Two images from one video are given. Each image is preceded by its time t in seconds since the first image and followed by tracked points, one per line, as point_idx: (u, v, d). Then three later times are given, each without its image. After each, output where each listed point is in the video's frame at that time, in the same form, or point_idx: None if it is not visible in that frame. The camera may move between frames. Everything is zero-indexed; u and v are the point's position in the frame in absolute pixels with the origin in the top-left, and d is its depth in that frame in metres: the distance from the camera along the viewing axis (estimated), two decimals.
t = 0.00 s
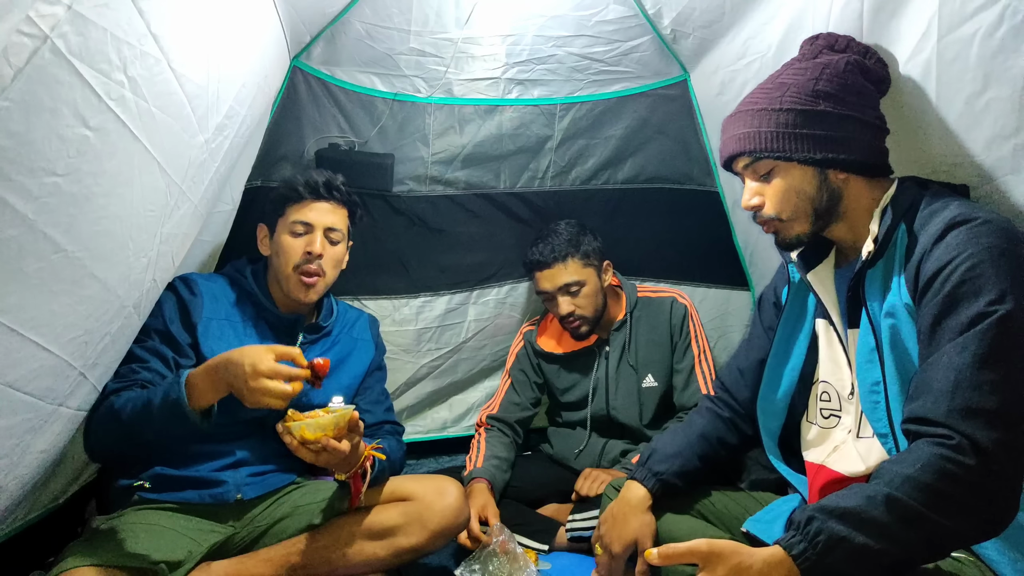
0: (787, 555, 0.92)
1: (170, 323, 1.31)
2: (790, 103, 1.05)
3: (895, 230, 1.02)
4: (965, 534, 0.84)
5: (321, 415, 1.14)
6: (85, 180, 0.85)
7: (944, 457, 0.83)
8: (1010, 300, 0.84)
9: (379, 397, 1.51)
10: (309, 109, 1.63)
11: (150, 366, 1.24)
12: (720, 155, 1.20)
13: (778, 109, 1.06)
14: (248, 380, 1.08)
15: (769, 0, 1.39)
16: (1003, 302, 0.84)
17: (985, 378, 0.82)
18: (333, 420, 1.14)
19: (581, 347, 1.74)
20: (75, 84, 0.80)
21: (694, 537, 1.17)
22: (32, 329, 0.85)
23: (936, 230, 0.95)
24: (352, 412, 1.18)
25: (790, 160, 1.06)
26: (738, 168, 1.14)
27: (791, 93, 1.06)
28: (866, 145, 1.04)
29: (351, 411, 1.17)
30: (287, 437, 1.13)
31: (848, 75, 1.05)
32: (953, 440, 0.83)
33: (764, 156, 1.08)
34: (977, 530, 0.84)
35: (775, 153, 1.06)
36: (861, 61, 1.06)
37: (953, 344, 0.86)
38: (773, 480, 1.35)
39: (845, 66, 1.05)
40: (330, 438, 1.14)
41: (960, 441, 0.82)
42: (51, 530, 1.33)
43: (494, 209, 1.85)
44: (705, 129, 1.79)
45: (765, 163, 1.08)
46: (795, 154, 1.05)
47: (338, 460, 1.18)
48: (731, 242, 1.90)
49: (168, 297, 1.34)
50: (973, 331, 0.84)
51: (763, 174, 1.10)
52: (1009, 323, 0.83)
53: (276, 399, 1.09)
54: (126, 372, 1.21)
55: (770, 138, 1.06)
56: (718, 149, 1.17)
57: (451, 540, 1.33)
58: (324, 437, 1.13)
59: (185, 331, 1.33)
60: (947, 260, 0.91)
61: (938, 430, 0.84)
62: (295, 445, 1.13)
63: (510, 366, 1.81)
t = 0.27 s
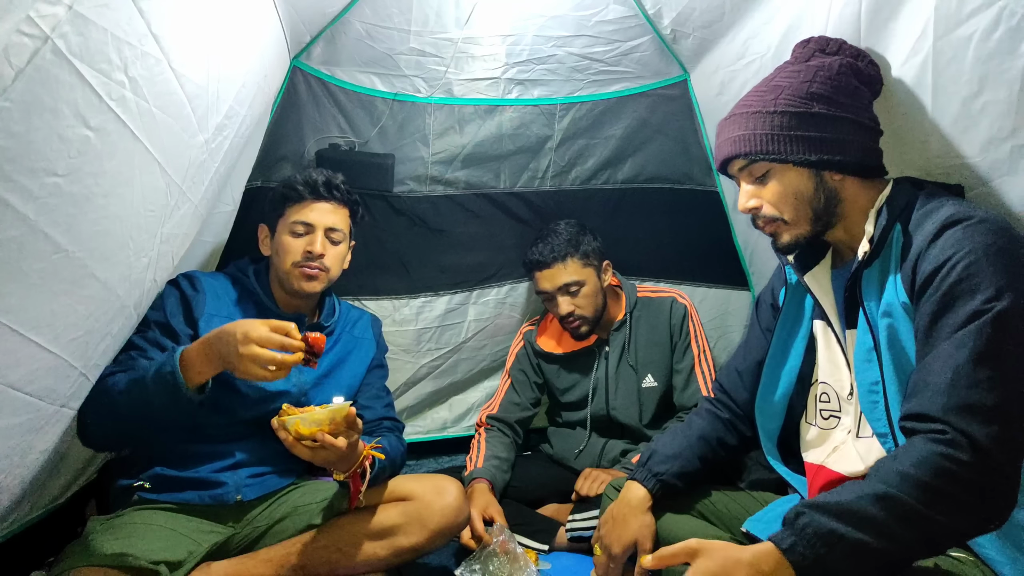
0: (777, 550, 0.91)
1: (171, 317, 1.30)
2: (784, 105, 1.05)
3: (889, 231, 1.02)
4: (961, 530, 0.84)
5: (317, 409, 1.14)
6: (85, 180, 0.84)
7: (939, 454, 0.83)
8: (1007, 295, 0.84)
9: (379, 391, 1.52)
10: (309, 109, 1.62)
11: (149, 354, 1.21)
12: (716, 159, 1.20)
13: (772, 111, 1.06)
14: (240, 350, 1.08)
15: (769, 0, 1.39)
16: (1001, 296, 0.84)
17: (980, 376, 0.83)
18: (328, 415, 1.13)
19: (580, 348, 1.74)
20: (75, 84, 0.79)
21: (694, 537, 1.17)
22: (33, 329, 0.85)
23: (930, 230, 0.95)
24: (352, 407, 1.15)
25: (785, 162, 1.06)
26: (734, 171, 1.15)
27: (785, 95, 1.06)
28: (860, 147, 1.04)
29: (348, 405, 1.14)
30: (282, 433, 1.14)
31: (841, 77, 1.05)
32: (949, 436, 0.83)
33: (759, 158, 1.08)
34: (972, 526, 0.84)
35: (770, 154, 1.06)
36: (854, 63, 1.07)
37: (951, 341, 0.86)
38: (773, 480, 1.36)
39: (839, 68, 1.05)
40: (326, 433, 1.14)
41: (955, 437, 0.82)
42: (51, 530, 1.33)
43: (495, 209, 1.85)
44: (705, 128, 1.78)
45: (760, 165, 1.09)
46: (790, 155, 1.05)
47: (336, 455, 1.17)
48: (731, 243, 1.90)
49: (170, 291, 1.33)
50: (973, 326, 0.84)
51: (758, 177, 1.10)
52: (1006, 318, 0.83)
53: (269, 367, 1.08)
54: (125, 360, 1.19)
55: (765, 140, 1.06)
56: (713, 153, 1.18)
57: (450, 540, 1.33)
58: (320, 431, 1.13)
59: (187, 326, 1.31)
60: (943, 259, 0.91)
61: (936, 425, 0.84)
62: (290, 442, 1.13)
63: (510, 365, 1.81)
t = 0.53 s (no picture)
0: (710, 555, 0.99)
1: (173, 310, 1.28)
2: (772, 110, 1.05)
3: (871, 235, 1.04)
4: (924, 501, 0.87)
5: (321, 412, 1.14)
6: (86, 180, 0.84)
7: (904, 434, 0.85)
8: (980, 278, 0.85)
9: (381, 390, 1.52)
10: (309, 109, 1.62)
11: (148, 344, 1.20)
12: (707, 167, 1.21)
13: (760, 118, 1.06)
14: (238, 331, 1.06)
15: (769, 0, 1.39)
16: (975, 278, 0.86)
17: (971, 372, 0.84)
18: (333, 417, 1.13)
19: (580, 348, 1.74)
20: (76, 84, 0.79)
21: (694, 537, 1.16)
22: (33, 329, 0.84)
23: (904, 232, 0.97)
24: (356, 410, 1.16)
25: (774, 166, 1.06)
26: (723, 179, 1.15)
27: (774, 100, 1.06)
28: (846, 148, 1.04)
29: (352, 408, 1.14)
30: (285, 433, 1.14)
31: (828, 82, 1.05)
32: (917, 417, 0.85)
33: (747, 164, 1.08)
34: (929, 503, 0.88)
35: (758, 160, 1.07)
36: (841, 67, 1.07)
37: (909, 337, 0.89)
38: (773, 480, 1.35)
39: (825, 73, 1.05)
40: (329, 435, 1.13)
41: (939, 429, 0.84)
42: (52, 530, 1.33)
43: (495, 209, 1.85)
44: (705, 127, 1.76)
45: (749, 171, 1.09)
46: (779, 160, 1.05)
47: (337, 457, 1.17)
48: (731, 244, 1.90)
49: (175, 288, 1.32)
50: (946, 307, 0.86)
51: (747, 183, 1.10)
52: (983, 300, 0.84)
53: (269, 345, 1.07)
54: (125, 350, 1.17)
55: (753, 146, 1.07)
56: (704, 161, 1.18)
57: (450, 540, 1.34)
58: (323, 433, 1.13)
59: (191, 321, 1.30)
60: (913, 261, 0.93)
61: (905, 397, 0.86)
62: (291, 442, 1.14)
63: (510, 365, 1.81)
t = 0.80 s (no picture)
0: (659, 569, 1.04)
1: (177, 312, 1.27)
2: (748, 119, 1.06)
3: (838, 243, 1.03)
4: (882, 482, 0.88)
5: (325, 421, 1.14)
6: (86, 180, 0.84)
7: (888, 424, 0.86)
8: (930, 278, 0.85)
9: (385, 392, 1.51)
10: (309, 109, 1.62)
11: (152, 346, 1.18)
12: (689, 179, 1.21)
13: (737, 127, 1.07)
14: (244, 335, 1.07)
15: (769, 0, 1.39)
16: (924, 281, 0.85)
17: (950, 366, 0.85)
18: (337, 426, 1.13)
19: (580, 348, 1.74)
20: (75, 84, 0.79)
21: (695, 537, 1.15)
22: (34, 329, 0.84)
23: (863, 241, 0.96)
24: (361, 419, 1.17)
25: (751, 174, 1.06)
26: (704, 188, 1.15)
27: (747, 111, 1.07)
28: (819, 155, 1.03)
29: (359, 419, 1.15)
30: (288, 441, 1.13)
31: (802, 91, 1.06)
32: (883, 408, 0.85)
33: (726, 171, 1.08)
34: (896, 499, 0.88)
35: (737, 168, 1.07)
36: (814, 78, 1.08)
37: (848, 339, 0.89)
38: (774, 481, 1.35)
39: (799, 83, 1.06)
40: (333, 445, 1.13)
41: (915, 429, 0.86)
42: (52, 530, 1.33)
43: (495, 209, 1.85)
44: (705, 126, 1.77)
45: (728, 179, 1.09)
46: (755, 168, 1.05)
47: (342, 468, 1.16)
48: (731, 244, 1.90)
49: (179, 288, 1.32)
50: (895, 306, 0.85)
51: (726, 191, 1.10)
52: (932, 300, 0.84)
53: (276, 352, 1.09)
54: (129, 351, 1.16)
55: (731, 155, 1.07)
56: (685, 172, 1.18)
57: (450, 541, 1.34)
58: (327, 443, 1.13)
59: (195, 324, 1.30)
60: (867, 266, 0.93)
61: (856, 381, 0.86)
62: (295, 450, 1.13)
63: (510, 365, 1.81)
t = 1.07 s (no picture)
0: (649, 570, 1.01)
1: (179, 314, 1.28)
2: (730, 128, 1.09)
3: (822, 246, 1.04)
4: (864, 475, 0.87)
5: (329, 420, 1.15)
6: (86, 180, 0.84)
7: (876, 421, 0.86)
8: (907, 280, 0.86)
9: (386, 394, 1.51)
10: (309, 108, 1.62)
11: (156, 352, 1.19)
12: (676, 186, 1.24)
13: (719, 136, 1.10)
14: (247, 351, 1.09)
15: None
16: (905, 282, 0.86)
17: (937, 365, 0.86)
18: (341, 424, 1.14)
19: (579, 348, 1.74)
20: (75, 84, 0.79)
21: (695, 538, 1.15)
22: (34, 330, 0.84)
23: (846, 244, 0.98)
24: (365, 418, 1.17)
25: (736, 180, 1.08)
26: (689, 196, 1.18)
27: (731, 120, 1.10)
28: (802, 160, 1.06)
29: (362, 418, 1.16)
30: (292, 438, 1.14)
31: (783, 99, 1.08)
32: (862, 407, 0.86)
33: (710, 179, 1.11)
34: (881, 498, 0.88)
35: (719, 175, 1.09)
36: (795, 85, 1.10)
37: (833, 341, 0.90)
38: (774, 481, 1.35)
39: (779, 91, 1.09)
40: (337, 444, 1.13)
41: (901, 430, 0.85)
42: (52, 530, 1.33)
43: (495, 209, 1.85)
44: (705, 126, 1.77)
45: (712, 186, 1.11)
46: (740, 174, 1.07)
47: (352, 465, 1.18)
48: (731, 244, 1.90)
49: (181, 290, 1.33)
50: (874, 308, 0.86)
51: (711, 198, 1.12)
52: (909, 302, 0.85)
53: (280, 368, 1.10)
54: (131, 357, 1.16)
55: (714, 163, 1.10)
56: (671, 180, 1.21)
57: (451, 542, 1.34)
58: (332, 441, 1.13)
59: (197, 325, 1.31)
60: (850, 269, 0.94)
61: (838, 384, 0.87)
62: (298, 448, 1.13)
63: (510, 365, 1.81)
